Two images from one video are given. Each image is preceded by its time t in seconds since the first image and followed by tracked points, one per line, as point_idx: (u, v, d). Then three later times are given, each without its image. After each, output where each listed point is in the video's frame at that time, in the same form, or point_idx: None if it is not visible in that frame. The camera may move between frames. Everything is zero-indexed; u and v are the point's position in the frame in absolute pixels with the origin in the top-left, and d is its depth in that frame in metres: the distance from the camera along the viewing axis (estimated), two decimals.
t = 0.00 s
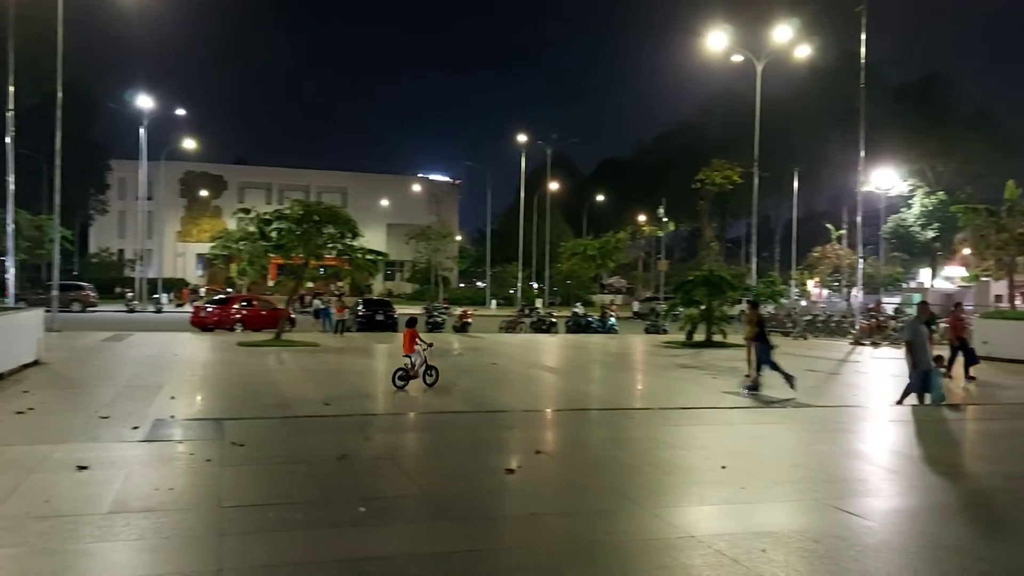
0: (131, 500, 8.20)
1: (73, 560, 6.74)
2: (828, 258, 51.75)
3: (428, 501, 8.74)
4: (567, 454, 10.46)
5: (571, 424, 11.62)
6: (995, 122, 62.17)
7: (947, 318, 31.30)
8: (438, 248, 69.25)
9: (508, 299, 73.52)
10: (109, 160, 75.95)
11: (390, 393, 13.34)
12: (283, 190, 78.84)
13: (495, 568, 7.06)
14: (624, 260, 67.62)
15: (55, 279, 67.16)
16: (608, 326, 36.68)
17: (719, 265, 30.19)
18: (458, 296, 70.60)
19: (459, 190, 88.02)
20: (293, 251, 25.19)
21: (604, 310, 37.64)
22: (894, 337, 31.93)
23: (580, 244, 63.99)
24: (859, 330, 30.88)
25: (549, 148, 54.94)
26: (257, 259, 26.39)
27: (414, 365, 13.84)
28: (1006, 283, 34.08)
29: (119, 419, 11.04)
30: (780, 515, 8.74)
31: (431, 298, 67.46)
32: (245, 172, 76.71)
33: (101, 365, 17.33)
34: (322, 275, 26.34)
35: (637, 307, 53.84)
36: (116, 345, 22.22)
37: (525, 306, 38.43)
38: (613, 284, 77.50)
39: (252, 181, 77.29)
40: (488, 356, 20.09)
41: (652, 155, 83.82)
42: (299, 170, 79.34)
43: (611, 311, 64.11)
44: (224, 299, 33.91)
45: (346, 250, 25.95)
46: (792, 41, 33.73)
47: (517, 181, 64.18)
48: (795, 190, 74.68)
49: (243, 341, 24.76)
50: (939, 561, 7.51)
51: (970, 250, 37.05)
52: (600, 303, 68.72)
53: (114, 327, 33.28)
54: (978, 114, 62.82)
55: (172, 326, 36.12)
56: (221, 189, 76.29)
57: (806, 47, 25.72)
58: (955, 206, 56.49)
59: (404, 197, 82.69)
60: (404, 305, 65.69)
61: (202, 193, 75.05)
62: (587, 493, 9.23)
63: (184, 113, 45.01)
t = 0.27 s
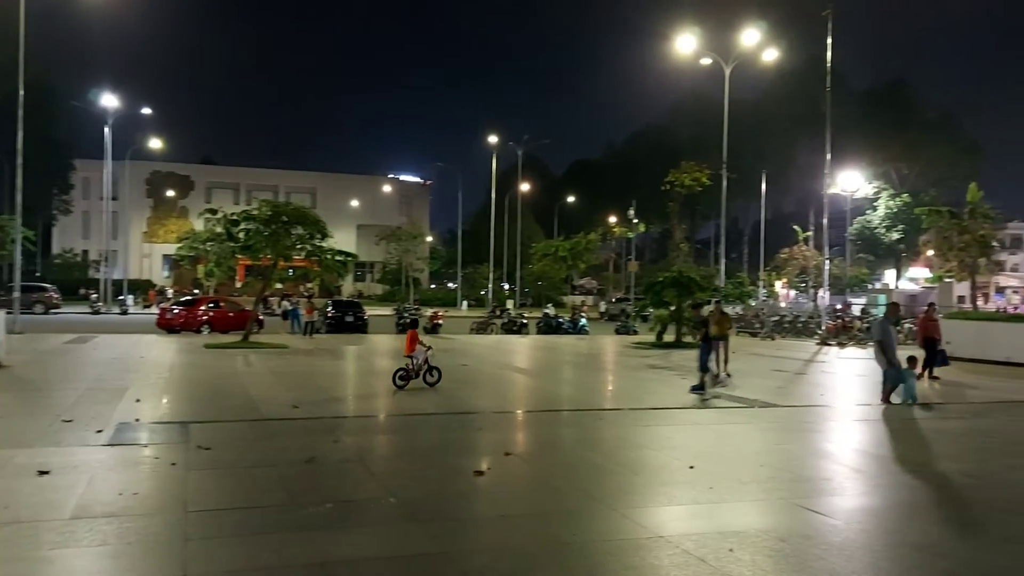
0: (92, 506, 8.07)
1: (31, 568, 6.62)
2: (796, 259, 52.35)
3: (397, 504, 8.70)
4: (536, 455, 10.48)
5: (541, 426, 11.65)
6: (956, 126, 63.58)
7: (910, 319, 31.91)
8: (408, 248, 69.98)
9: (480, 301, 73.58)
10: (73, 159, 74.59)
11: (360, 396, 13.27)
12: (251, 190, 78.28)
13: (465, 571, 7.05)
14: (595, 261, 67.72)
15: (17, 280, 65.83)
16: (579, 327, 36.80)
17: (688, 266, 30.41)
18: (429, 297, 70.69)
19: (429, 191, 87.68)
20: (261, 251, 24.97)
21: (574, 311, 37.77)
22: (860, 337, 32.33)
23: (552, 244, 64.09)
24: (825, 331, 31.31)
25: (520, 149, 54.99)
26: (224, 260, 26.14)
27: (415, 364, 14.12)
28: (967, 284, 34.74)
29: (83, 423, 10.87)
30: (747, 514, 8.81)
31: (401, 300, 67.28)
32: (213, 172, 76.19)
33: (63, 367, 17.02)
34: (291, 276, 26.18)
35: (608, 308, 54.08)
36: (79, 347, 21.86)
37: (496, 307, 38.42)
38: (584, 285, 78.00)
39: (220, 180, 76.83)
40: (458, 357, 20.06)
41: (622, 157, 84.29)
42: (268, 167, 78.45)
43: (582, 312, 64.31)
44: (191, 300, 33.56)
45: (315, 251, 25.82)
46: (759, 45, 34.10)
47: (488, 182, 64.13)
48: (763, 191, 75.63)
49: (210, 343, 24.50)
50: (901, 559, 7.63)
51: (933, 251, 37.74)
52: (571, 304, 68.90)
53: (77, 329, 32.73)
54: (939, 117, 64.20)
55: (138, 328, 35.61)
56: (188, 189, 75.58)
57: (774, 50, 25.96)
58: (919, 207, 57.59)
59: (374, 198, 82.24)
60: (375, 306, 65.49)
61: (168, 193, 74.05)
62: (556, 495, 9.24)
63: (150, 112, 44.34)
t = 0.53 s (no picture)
0: (55, 510, 7.95)
1: None
2: (766, 260, 52.89)
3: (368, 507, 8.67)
4: (508, 456, 10.49)
5: (514, 427, 11.66)
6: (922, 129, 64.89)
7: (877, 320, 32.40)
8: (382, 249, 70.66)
9: (454, 302, 73.60)
10: (39, 158, 73.29)
11: (331, 398, 13.20)
12: (221, 190, 77.56)
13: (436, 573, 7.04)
14: (568, 262, 67.83)
15: None
16: (552, 327, 36.88)
17: (660, 268, 30.63)
18: (402, 298, 70.69)
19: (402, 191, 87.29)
20: (231, 252, 24.77)
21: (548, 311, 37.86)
22: (828, 338, 32.72)
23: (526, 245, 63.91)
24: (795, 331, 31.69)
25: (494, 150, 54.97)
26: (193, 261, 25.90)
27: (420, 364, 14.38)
28: (932, 285, 35.35)
29: (47, 425, 10.70)
30: (717, 514, 8.89)
31: (374, 300, 67.08)
32: (182, 172, 75.44)
33: (26, 370, 16.73)
34: (261, 277, 26.01)
35: (581, 309, 54.30)
36: (43, 349, 21.52)
37: (469, 308, 38.38)
38: (558, 286, 78.28)
39: (189, 180, 76.07)
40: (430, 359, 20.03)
41: (595, 159, 84.64)
42: (238, 168, 77.92)
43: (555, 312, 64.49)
44: (159, 302, 33.24)
45: (286, 252, 25.70)
46: (730, 48, 34.41)
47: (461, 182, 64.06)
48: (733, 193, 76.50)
49: (179, 345, 24.22)
50: (866, 557, 7.74)
51: (898, 253, 38.37)
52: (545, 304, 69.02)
53: (42, 330, 32.23)
54: (905, 121, 65.47)
55: (105, 330, 35.10)
56: (157, 189, 74.64)
57: (744, 54, 26.19)
58: (887, 210, 58.58)
59: (346, 198, 81.69)
60: (348, 307, 65.24)
61: (137, 193, 73.10)
62: (527, 496, 9.26)
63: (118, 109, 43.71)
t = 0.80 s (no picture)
0: (13, 516, 7.79)
1: None
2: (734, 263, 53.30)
3: (336, 510, 8.62)
4: (477, 458, 10.48)
5: (485, 429, 11.66)
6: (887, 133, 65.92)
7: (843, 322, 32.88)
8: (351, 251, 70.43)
9: (424, 303, 73.37)
10: None
11: (301, 400, 13.11)
12: (188, 189, 76.61)
13: None
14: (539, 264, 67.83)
15: None
16: (522, 329, 36.93)
17: (631, 270, 30.78)
18: (372, 300, 70.50)
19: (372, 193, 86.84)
20: (197, 252, 24.48)
21: (518, 313, 37.93)
22: (796, 339, 33.18)
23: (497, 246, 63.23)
24: (763, 333, 32.07)
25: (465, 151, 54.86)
26: (159, 262, 25.54)
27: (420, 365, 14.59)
28: (897, 287, 35.90)
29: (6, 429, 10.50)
30: (684, 514, 8.95)
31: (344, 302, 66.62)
32: (148, 171, 74.52)
33: None
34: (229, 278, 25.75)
35: (552, 311, 54.42)
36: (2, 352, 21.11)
37: (440, 310, 38.30)
38: (529, 288, 78.39)
39: (156, 180, 75.15)
40: (400, 361, 19.96)
41: (566, 160, 84.86)
42: (205, 168, 77.05)
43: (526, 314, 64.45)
44: (124, 304, 32.81)
45: (254, 252, 25.48)
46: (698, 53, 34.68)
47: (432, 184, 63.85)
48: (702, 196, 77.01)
49: (143, 347, 23.89)
50: (832, 557, 7.82)
51: (864, 256, 38.91)
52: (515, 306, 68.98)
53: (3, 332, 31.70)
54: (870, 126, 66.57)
55: (69, 331, 34.50)
56: (122, 188, 73.58)
57: (713, 58, 26.43)
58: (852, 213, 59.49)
59: (316, 198, 80.88)
60: (317, 308, 64.74)
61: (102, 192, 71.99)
62: (496, 498, 9.26)
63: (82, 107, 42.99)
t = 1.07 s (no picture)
0: None
1: None
2: (704, 265, 53.68)
3: (304, 513, 8.56)
4: (446, 460, 10.46)
5: (455, 431, 11.64)
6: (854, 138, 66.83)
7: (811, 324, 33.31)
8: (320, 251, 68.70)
9: (395, 304, 73.08)
10: None
11: (269, 403, 13.00)
12: (155, 190, 75.53)
13: None
14: (511, 265, 67.79)
15: None
16: (494, 331, 36.96)
17: (601, 272, 30.97)
18: (343, 302, 70.13)
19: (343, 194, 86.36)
20: (164, 253, 24.24)
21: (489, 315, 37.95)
22: (764, 341, 33.65)
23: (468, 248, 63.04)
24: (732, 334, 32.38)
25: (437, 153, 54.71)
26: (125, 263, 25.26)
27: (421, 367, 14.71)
28: (863, 289, 36.44)
29: None
30: (652, 515, 8.99)
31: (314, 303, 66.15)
32: (114, 171, 73.45)
33: None
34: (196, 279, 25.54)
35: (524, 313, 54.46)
36: None
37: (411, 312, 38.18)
38: (500, 290, 78.42)
39: (123, 180, 74.19)
40: (368, 363, 19.91)
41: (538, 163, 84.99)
42: (172, 169, 76.05)
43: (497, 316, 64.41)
44: (88, 305, 32.36)
45: (221, 253, 25.29)
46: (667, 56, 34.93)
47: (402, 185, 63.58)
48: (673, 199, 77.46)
49: (108, 349, 23.56)
50: (798, 557, 7.90)
51: (830, 258, 39.44)
52: (487, 308, 68.91)
53: None
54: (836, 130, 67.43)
55: (31, 334, 33.90)
56: (87, 189, 72.49)
57: (683, 62, 26.66)
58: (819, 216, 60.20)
59: (285, 199, 80.13)
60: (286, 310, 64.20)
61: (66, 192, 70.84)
62: (465, 500, 9.25)
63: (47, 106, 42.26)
